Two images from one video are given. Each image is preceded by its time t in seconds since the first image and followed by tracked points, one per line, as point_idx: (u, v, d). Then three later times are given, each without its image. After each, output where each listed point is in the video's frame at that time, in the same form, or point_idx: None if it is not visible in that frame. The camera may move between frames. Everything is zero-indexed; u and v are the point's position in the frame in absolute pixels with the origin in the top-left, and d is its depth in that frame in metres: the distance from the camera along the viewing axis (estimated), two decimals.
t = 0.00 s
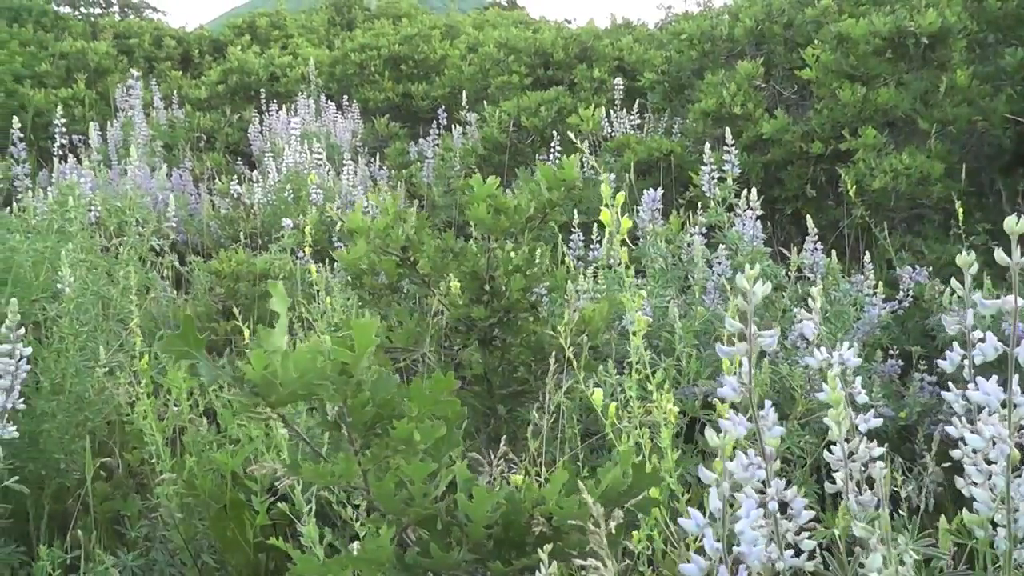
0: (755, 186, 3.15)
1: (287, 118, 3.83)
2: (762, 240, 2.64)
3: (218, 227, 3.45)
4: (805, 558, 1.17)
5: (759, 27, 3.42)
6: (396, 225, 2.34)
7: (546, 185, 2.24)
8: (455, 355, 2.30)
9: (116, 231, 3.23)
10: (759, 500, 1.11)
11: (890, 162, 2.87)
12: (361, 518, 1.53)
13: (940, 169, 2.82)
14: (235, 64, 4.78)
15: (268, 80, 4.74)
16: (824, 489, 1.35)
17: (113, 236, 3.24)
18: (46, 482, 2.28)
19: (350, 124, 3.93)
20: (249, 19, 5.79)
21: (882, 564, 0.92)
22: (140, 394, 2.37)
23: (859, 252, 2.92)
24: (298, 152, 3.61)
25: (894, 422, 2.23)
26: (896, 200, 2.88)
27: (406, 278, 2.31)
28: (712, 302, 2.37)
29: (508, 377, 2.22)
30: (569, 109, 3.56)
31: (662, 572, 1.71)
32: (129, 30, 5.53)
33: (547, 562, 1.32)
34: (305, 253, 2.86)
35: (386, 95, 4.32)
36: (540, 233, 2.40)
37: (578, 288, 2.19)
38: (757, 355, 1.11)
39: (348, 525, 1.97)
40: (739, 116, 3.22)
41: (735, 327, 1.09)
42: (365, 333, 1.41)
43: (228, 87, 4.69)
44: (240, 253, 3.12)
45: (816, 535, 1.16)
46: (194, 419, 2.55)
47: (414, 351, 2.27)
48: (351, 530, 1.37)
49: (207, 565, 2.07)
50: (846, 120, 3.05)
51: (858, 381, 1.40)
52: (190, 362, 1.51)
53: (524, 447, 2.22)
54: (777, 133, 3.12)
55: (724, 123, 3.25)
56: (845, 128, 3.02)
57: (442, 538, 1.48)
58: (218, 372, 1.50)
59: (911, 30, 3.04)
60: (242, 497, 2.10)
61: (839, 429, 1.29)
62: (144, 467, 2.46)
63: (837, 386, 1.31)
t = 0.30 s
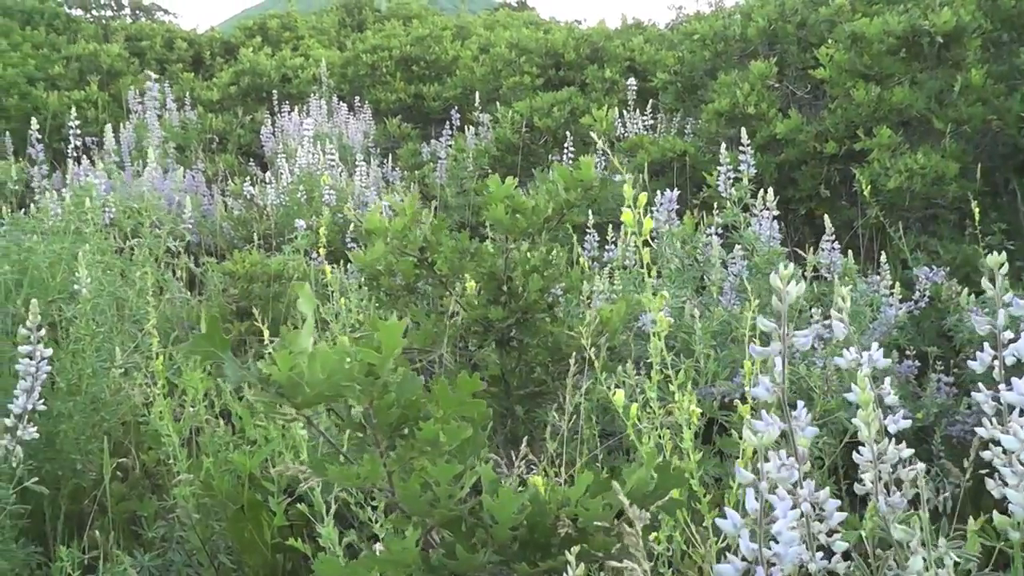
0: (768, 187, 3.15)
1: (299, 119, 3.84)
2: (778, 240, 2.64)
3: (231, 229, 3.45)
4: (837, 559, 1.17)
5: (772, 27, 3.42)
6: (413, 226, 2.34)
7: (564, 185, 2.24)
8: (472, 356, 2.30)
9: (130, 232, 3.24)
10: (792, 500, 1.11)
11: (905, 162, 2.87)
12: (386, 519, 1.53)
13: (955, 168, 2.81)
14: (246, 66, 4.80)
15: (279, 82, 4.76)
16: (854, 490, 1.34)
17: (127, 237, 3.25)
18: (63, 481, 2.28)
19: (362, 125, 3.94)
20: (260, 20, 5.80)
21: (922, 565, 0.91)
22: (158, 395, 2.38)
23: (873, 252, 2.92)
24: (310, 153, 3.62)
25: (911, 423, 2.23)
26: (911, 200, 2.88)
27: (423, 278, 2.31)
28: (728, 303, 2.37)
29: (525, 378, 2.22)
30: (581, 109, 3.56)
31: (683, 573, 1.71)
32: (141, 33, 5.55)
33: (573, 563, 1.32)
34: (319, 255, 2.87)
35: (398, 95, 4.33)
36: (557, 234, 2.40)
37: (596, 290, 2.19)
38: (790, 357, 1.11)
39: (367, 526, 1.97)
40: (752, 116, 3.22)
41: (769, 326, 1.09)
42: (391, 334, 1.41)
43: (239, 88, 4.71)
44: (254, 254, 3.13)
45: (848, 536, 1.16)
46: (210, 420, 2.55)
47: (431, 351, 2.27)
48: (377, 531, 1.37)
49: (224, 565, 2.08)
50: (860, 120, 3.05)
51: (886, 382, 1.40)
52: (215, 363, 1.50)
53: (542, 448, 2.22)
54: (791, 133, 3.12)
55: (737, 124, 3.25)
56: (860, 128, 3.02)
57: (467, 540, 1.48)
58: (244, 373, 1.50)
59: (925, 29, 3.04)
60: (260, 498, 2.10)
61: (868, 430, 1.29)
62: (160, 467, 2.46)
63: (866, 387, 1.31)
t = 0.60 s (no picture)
0: (783, 186, 3.14)
1: (312, 120, 3.85)
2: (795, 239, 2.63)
3: (245, 229, 3.46)
4: (871, 561, 1.16)
5: (786, 26, 3.43)
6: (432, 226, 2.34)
7: (582, 185, 2.24)
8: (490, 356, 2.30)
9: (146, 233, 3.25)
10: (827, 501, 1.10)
11: (921, 161, 2.86)
12: (411, 519, 1.53)
13: (971, 167, 2.81)
14: (258, 67, 4.81)
15: (292, 82, 4.77)
16: (884, 491, 1.34)
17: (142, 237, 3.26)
18: (81, 481, 2.28)
19: (375, 125, 3.95)
20: (272, 21, 5.81)
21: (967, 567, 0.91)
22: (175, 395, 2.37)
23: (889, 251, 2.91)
24: (324, 153, 3.63)
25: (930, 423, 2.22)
26: (927, 199, 2.87)
27: (441, 278, 2.31)
28: (746, 302, 2.37)
29: (543, 379, 2.22)
30: (595, 109, 3.57)
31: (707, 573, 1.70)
32: (153, 34, 5.57)
33: (603, 563, 1.31)
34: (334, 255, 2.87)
35: (410, 95, 4.34)
36: (575, 234, 2.40)
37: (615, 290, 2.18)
38: (825, 356, 1.10)
39: (387, 526, 1.97)
40: (767, 115, 3.22)
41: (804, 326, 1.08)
42: (420, 333, 1.40)
43: (252, 88, 4.72)
44: (269, 254, 3.13)
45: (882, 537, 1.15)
46: (227, 421, 2.55)
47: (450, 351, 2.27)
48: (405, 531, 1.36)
49: (242, 565, 2.07)
50: (875, 119, 3.05)
51: (914, 382, 1.39)
52: (241, 362, 1.50)
53: (561, 448, 2.22)
54: (806, 132, 3.12)
55: (752, 123, 3.25)
56: (875, 127, 3.02)
57: (493, 540, 1.48)
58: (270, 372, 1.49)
59: (941, 27, 3.04)
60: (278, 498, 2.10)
61: (899, 431, 1.28)
62: (177, 467, 2.46)
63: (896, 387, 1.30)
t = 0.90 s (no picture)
0: (797, 185, 3.14)
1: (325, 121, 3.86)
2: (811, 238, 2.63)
3: (258, 231, 3.46)
4: (904, 561, 1.16)
5: (799, 24, 3.43)
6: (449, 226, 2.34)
7: (599, 185, 2.23)
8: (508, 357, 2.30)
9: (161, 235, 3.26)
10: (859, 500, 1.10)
11: (936, 158, 2.86)
12: (435, 521, 1.52)
13: (987, 165, 2.80)
14: (270, 69, 4.83)
15: (303, 84, 4.78)
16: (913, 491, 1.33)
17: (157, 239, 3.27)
18: (99, 482, 2.27)
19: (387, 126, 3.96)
20: (282, 24, 5.82)
21: (1007, 567, 0.91)
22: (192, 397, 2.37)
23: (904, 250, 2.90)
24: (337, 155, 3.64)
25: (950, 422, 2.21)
26: (943, 197, 2.87)
27: (458, 279, 2.30)
28: (764, 302, 2.37)
29: (561, 379, 2.22)
30: (608, 108, 3.59)
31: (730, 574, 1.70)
32: (164, 37, 5.59)
33: (631, 564, 1.31)
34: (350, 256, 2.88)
35: (422, 96, 4.35)
36: (592, 234, 2.41)
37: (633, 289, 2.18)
38: (857, 354, 1.10)
39: (408, 528, 1.97)
40: (780, 114, 3.21)
41: (837, 323, 1.08)
42: (447, 333, 1.40)
43: (264, 91, 4.73)
44: (283, 255, 3.14)
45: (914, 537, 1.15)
46: (244, 422, 2.55)
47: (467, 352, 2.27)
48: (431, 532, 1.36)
49: (260, 566, 2.06)
50: (890, 117, 3.04)
51: (942, 381, 1.38)
52: (266, 363, 1.49)
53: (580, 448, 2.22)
54: (820, 131, 3.12)
55: (765, 122, 3.25)
56: (890, 125, 3.02)
57: (518, 540, 1.48)
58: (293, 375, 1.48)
59: (955, 24, 3.03)
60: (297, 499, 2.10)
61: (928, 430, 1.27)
62: (194, 469, 2.45)
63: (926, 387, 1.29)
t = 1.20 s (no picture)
0: (811, 183, 3.13)
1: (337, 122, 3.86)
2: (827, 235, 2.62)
3: (271, 232, 3.47)
4: (933, 559, 1.15)
5: (811, 22, 3.42)
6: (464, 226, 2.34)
7: (616, 184, 2.23)
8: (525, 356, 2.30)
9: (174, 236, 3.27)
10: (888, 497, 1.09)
11: (951, 155, 2.85)
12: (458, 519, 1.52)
13: (1002, 162, 2.79)
14: (281, 71, 4.84)
15: (315, 85, 4.79)
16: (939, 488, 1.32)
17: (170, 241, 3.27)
18: (114, 483, 2.27)
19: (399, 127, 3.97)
20: (292, 26, 5.83)
21: None
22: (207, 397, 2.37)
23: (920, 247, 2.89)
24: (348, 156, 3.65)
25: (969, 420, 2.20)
26: (958, 194, 2.86)
27: (474, 279, 2.30)
28: (780, 300, 2.36)
29: (578, 378, 2.21)
30: (620, 108, 3.59)
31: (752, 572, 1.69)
32: (175, 39, 5.60)
33: (657, 562, 1.30)
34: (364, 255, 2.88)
35: (433, 97, 4.35)
36: (608, 233, 2.40)
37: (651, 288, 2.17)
38: (886, 350, 1.09)
39: (426, 528, 1.96)
40: (793, 112, 3.20)
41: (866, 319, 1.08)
42: (471, 331, 1.39)
43: (275, 92, 4.75)
44: (297, 256, 3.14)
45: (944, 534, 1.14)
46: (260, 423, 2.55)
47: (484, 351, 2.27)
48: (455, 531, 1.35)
49: (278, 566, 2.06)
50: (904, 114, 3.03)
51: (967, 378, 1.38)
52: (288, 362, 1.49)
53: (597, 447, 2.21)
54: (834, 129, 3.11)
55: (778, 120, 3.24)
56: (904, 122, 3.01)
57: (540, 538, 1.47)
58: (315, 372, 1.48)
59: (970, 20, 3.02)
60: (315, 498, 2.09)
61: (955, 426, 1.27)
62: (210, 470, 2.45)
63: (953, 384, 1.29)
